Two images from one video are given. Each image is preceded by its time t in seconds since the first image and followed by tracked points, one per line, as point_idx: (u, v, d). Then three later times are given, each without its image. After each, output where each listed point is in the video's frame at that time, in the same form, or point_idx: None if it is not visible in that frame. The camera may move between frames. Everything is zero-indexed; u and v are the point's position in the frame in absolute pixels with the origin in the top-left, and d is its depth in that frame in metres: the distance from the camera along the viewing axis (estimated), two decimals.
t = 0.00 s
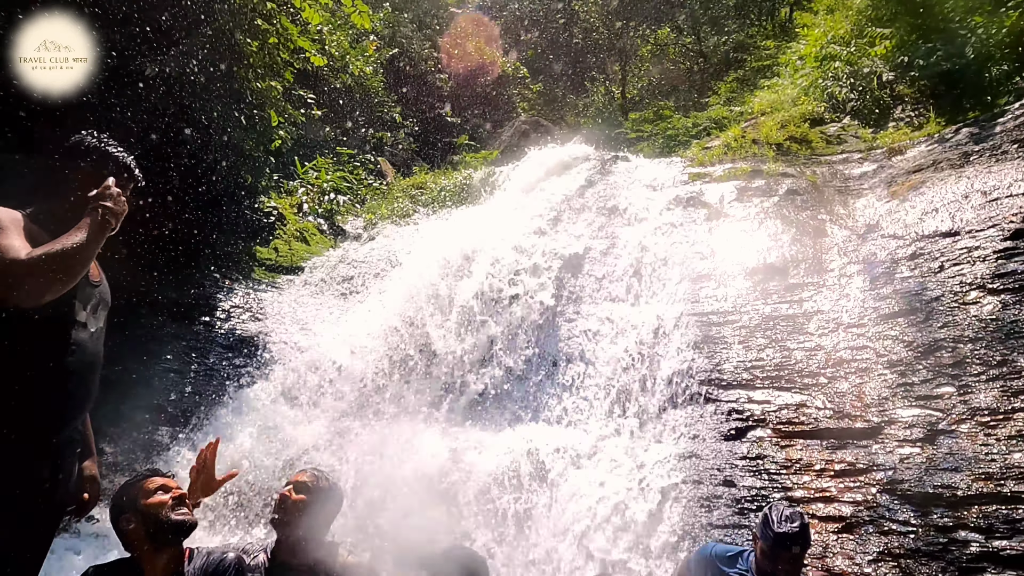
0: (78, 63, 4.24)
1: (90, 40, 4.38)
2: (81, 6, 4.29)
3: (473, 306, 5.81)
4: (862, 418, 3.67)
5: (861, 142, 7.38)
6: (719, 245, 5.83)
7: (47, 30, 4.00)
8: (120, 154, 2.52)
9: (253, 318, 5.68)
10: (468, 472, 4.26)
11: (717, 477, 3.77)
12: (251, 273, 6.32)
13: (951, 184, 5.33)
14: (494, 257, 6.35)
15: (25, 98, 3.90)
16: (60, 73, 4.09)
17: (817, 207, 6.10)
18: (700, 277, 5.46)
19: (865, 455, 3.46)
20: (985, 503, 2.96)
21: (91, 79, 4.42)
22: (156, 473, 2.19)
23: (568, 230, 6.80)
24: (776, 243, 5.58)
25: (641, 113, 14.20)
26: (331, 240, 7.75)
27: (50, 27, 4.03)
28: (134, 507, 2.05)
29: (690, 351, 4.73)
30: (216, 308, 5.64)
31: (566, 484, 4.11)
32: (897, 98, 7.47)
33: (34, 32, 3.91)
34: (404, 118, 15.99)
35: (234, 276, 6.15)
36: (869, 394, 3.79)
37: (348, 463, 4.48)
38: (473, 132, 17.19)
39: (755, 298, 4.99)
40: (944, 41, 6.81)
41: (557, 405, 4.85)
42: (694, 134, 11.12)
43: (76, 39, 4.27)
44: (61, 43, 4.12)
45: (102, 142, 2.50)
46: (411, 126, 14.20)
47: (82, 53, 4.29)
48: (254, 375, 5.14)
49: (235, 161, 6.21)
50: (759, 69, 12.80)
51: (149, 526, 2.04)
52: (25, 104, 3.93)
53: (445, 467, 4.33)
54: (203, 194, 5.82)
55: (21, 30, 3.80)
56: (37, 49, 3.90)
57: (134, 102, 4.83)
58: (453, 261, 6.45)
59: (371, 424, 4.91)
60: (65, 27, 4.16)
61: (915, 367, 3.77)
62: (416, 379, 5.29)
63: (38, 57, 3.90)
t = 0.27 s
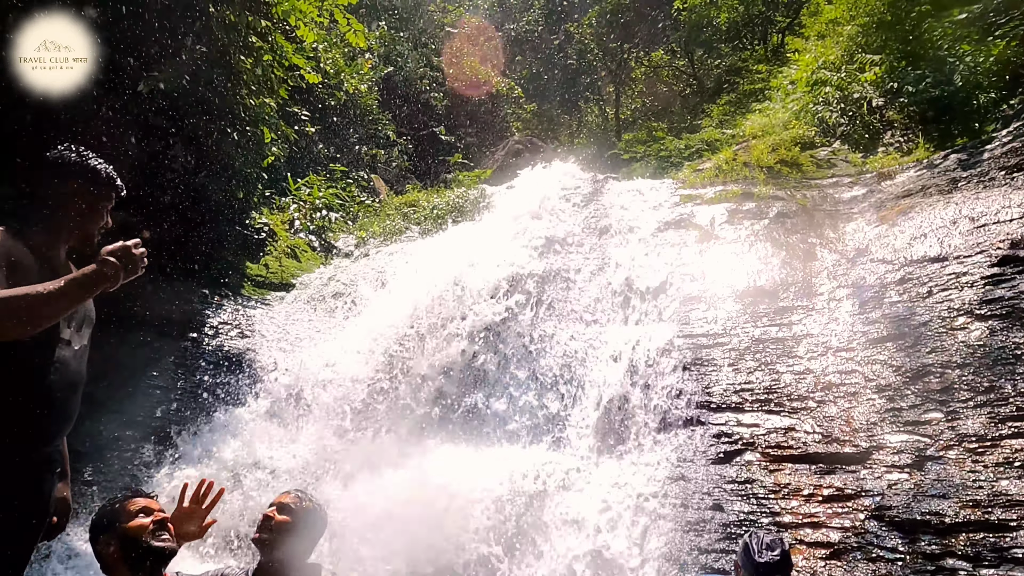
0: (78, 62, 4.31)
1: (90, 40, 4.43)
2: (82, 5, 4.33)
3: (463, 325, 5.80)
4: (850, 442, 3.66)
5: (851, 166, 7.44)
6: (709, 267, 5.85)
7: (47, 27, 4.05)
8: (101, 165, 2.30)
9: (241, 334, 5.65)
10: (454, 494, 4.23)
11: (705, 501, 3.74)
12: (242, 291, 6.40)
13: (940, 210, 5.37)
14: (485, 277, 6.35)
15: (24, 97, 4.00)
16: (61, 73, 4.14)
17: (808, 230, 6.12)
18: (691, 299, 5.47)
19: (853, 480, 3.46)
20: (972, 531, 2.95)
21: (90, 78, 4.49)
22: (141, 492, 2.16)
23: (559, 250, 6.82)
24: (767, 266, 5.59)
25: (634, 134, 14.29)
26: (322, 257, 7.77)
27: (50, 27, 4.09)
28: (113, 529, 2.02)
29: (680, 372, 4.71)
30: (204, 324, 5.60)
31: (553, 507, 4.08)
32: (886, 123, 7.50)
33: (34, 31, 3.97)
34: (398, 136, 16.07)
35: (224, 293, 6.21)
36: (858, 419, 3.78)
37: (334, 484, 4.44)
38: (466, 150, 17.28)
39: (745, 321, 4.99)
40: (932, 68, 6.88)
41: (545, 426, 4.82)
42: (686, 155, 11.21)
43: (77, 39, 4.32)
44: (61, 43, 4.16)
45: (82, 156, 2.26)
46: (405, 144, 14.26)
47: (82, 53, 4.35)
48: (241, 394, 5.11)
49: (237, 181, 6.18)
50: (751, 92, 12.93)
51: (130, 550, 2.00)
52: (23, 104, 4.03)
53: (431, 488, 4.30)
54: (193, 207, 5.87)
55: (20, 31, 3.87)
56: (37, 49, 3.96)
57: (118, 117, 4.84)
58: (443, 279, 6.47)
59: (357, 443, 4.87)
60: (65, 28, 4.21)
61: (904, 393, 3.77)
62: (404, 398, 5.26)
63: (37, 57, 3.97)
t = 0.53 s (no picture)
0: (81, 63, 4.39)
1: (91, 39, 4.48)
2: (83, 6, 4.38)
3: (450, 344, 5.79)
4: (838, 465, 3.65)
5: (840, 189, 7.49)
6: (698, 288, 5.85)
7: (47, 28, 4.15)
8: (76, 173, 2.43)
9: (228, 350, 5.63)
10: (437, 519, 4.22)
11: (692, 524, 3.72)
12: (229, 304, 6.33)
13: (927, 233, 5.41)
14: (474, 295, 6.33)
15: (24, 96, 4.10)
16: (61, 72, 4.25)
17: (796, 252, 6.16)
18: (679, 319, 5.47)
19: (840, 504, 3.44)
20: (957, 556, 2.94)
21: (92, 76, 4.56)
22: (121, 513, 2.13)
23: (549, 268, 6.82)
24: (755, 287, 5.61)
25: (626, 154, 14.39)
26: (311, 273, 7.77)
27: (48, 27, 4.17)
28: (88, 550, 1.99)
29: (668, 393, 4.69)
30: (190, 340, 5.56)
31: (539, 530, 4.05)
32: (875, 147, 7.57)
33: (34, 33, 4.06)
34: (390, 151, 16.13)
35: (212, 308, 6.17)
36: (845, 442, 3.78)
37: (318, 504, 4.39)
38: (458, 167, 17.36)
39: (733, 341, 4.99)
40: (920, 93, 6.92)
41: (533, 447, 4.80)
42: (677, 175, 11.28)
43: (77, 39, 4.38)
44: (61, 43, 4.24)
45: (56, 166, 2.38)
46: (397, 160, 14.30)
47: (82, 53, 4.41)
48: (223, 409, 5.10)
49: (220, 196, 6.24)
50: (742, 114, 13.05)
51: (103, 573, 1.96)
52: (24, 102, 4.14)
53: (416, 512, 4.29)
54: (180, 224, 5.85)
55: (19, 31, 3.95)
56: (37, 50, 4.07)
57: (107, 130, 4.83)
58: (433, 296, 6.47)
59: (343, 462, 4.83)
60: (63, 28, 4.27)
61: (891, 416, 3.77)
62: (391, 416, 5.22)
63: (37, 58, 4.08)
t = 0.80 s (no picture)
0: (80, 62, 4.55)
1: (91, 38, 4.62)
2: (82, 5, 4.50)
3: (438, 361, 5.77)
4: (825, 487, 3.64)
5: (829, 210, 7.52)
6: (688, 307, 5.86)
7: (46, 28, 4.30)
8: (60, 191, 2.45)
9: (214, 365, 5.60)
10: (421, 538, 4.17)
11: (679, 545, 3.69)
12: (216, 319, 6.38)
13: (914, 255, 5.45)
14: (463, 313, 6.33)
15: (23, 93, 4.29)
16: (61, 72, 4.41)
17: (785, 273, 6.19)
18: (668, 338, 5.47)
19: (827, 526, 3.43)
20: None
21: (94, 76, 4.71)
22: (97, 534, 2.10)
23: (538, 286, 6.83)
24: (744, 307, 5.62)
25: (617, 172, 14.47)
26: (300, 289, 7.74)
27: (50, 26, 4.33)
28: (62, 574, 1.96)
29: (656, 413, 4.67)
30: (176, 355, 5.53)
31: (525, 550, 4.01)
32: (863, 168, 7.66)
33: (33, 33, 4.22)
34: (383, 168, 16.18)
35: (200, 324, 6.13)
36: (833, 463, 3.77)
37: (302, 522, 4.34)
38: (451, 184, 17.43)
39: (722, 361, 4.99)
40: (907, 116, 6.98)
41: (520, 466, 4.77)
42: (668, 194, 11.35)
43: (76, 38, 4.53)
44: (61, 43, 4.39)
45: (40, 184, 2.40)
46: (389, 176, 14.34)
47: (82, 52, 4.56)
48: (208, 426, 5.05)
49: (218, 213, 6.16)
50: (733, 134, 13.17)
51: None
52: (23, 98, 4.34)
53: (401, 531, 4.24)
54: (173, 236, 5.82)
55: (20, 31, 4.14)
56: (37, 50, 4.24)
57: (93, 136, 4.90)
58: (422, 313, 6.47)
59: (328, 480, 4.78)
60: (64, 26, 4.41)
61: (878, 438, 3.77)
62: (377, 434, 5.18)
63: (37, 57, 4.27)
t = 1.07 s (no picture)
0: (81, 61, 4.70)
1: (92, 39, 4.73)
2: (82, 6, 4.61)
3: (427, 377, 5.74)
4: (814, 507, 3.62)
5: (819, 229, 7.56)
6: (678, 325, 5.86)
7: (45, 30, 4.46)
8: (47, 207, 2.48)
9: (201, 381, 5.57)
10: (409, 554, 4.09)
11: (668, 565, 3.66)
12: (203, 332, 6.29)
13: (903, 275, 5.47)
14: (453, 328, 6.33)
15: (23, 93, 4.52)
16: (61, 73, 4.60)
17: (775, 291, 6.21)
18: (658, 356, 5.46)
19: (816, 547, 3.40)
20: None
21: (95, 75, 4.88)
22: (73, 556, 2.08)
23: (530, 302, 6.83)
24: (734, 325, 5.62)
25: (610, 190, 14.53)
26: (290, 303, 7.70)
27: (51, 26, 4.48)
28: None
29: (646, 431, 4.65)
30: (163, 370, 5.49)
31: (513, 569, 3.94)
32: (853, 188, 7.73)
33: (32, 35, 4.40)
34: (375, 183, 16.20)
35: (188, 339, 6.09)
36: (822, 483, 3.75)
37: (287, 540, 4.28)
38: (443, 200, 17.45)
39: (712, 379, 4.98)
40: (897, 137, 7.01)
41: (509, 484, 4.73)
42: (660, 212, 11.41)
43: (78, 39, 4.66)
44: (62, 43, 4.55)
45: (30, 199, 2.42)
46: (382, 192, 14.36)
47: (82, 53, 4.71)
48: (197, 445, 4.93)
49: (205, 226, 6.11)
50: (724, 152, 13.27)
51: None
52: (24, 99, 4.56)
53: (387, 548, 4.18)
54: (157, 250, 5.81)
55: (19, 33, 4.32)
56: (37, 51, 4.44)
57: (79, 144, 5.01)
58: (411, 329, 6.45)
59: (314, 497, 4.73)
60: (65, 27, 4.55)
61: (867, 458, 3.76)
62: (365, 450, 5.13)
63: (37, 57, 4.46)
